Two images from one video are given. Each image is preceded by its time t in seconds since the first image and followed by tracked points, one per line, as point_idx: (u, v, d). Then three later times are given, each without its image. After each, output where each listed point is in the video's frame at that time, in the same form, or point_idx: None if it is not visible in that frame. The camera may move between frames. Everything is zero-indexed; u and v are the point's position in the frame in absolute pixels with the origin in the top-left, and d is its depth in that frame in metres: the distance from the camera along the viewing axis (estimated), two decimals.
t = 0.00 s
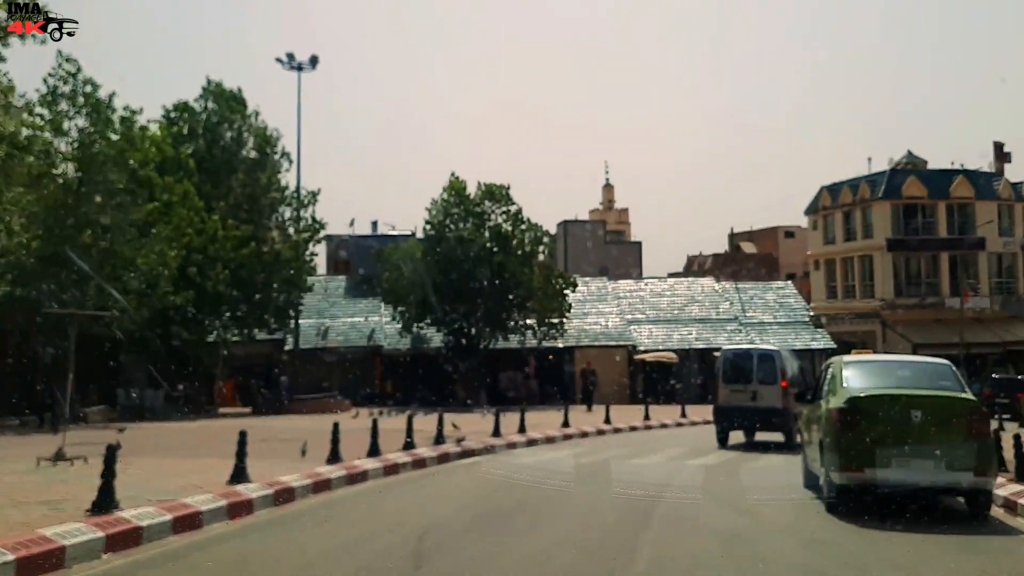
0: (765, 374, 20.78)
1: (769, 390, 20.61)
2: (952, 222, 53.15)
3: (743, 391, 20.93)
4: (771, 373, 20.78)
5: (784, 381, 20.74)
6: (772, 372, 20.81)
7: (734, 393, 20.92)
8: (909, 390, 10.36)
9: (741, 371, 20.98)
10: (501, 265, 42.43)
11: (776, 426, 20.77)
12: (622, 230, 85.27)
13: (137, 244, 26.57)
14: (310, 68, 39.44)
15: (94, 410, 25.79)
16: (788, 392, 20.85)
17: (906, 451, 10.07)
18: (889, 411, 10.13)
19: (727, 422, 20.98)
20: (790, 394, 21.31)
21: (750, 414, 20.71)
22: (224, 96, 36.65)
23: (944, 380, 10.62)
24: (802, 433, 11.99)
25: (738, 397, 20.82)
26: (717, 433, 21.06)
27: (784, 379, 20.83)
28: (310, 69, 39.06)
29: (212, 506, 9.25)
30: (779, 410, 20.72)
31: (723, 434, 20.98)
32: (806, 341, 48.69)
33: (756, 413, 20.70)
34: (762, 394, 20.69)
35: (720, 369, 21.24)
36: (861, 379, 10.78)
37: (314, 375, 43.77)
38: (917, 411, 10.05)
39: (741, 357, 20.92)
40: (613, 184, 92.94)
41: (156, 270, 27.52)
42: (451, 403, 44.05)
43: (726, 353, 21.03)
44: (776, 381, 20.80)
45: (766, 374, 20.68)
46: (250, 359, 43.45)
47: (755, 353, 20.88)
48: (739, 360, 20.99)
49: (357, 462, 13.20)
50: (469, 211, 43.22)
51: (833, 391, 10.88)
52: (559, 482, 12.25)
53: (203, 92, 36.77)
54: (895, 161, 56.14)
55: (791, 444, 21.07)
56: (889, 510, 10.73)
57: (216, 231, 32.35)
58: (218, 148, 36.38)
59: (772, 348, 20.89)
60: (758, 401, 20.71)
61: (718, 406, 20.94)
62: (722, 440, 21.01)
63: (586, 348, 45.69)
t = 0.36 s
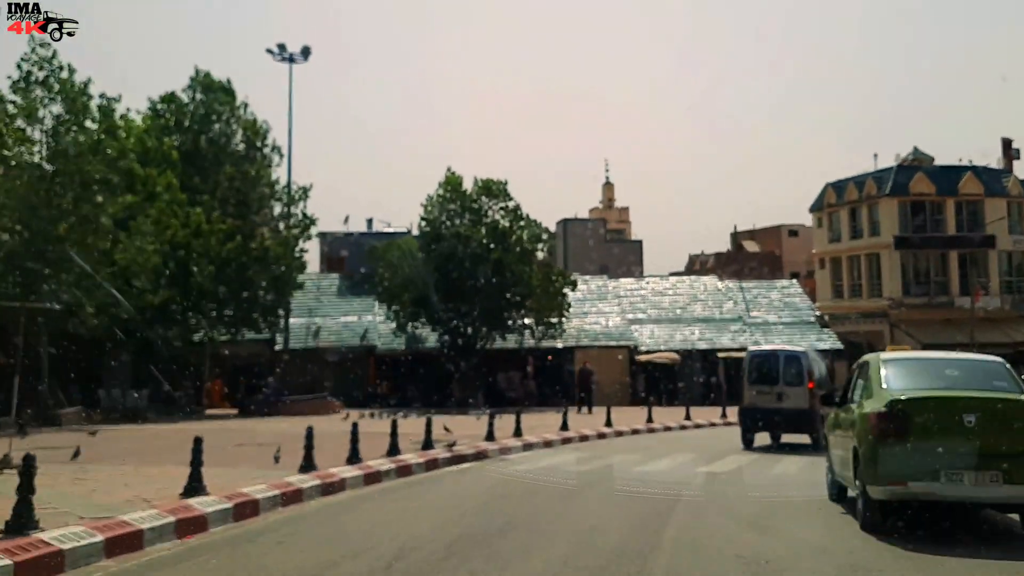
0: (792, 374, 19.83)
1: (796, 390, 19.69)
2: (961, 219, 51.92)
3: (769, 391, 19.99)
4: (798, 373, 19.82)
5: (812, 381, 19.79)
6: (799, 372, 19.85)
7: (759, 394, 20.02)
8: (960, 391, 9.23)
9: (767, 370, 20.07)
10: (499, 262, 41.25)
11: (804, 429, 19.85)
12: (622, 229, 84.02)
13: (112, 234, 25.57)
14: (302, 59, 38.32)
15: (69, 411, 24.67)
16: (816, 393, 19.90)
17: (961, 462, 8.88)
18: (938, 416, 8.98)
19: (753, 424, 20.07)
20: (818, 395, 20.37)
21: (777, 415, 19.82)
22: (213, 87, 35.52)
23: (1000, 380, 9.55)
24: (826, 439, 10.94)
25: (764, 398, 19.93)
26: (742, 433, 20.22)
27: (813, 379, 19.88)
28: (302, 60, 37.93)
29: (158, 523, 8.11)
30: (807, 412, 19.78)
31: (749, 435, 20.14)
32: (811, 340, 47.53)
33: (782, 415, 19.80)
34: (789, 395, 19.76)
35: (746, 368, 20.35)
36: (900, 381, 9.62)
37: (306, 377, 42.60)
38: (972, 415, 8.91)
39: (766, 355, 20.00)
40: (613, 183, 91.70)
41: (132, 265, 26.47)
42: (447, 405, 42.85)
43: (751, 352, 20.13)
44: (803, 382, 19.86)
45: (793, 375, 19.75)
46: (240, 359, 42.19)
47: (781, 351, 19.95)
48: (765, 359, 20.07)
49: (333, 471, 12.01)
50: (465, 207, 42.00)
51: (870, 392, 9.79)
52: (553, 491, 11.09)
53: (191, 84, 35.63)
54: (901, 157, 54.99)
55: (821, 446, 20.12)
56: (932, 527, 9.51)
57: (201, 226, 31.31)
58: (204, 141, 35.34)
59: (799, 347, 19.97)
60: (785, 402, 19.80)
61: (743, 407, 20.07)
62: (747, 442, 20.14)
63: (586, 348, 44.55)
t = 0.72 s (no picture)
0: (816, 372, 19.32)
1: (820, 390, 19.20)
2: (964, 216, 51.24)
3: (794, 390, 19.51)
4: (822, 372, 19.29)
5: (837, 380, 19.23)
6: (824, 371, 19.34)
7: (783, 393, 19.52)
8: None
9: (792, 368, 19.55)
10: (496, 258, 40.35)
11: (830, 429, 19.28)
12: (621, 227, 83.30)
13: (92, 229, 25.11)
14: (296, 51, 37.55)
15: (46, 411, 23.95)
16: (841, 392, 19.33)
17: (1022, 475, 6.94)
18: (995, 416, 7.03)
19: (778, 423, 19.64)
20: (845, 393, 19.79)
21: (801, 414, 19.35)
22: (202, 77, 34.70)
23: None
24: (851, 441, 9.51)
25: (788, 397, 19.47)
26: (767, 432, 19.74)
27: (838, 378, 19.30)
28: (296, 52, 37.14)
29: (83, 545, 7.11)
30: (832, 411, 19.21)
31: (774, 434, 19.69)
32: (811, 339, 47.12)
33: (807, 414, 19.26)
34: (813, 394, 19.27)
35: (770, 367, 19.86)
36: (951, 377, 7.71)
37: (301, 374, 41.97)
38: None
39: (789, 354, 19.52)
40: (612, 180, 90.98)
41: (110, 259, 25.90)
42: (443, 403, 42.08)
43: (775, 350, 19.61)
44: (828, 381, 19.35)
45: (817, 374, 19.25)
46: (231, 356, 41.44)
47: (805, 349, 19.46)
48: (788, 358, 19.57)
49: (305, 478, 11.11)
50: (462, 203, 41.40)
51: (911, 388, 7.92)
52: (542, 501, 10.17)
53: (182, 75, 34.82)
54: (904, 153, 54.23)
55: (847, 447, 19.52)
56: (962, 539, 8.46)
57: (190, 219, 30.28)
58: (195, 133, 34.10)
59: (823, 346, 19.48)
60: (810, 401, 19.26)
61: (767, 406, 19.58)
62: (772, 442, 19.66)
63: (584, 346, 44.03)
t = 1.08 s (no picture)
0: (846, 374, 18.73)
1: (850, 392, 18.62)
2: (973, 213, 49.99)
3: (823, 392, 18.95)
4: (852, 373, 18.74)
5: (868, 383, 18.64)
6: (854, 372, 18.74)
7: (812, 395, 19.01)
8: None
9: (821, 371, 19.02)
10: (491, 253, 39.02)
11: (859, 432, 18.71)
12: (621, 226, 81.97)
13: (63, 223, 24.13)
14: (285, 40, 36.28)
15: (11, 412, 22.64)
16: (873, 394, 18.75)
17: None
18: None
19: (807, 425, 19.12)
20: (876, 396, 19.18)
21: (831, 417, 18.80)
22: (185, 67, 33.65)
23: None
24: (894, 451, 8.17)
25: (817, 399, 18.93)
26: (796, 435, 19.24)
27: (868, 380, 18.74)
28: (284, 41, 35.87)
29: None
30: (863, 413, 18.62)
31: (803, 437, 19.18)
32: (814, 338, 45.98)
33: (836, 417, 18.72)
34: (842, 396, 18.71)
35: (799, 369, 19.34)
36: None
37: (289, 375, 40.72)
38: None
39: (818, 355, 18.97)
40: (612, 179, 89.69)
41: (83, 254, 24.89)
42: (437, 405, 40.74)
43: (804, 352, 19.08)
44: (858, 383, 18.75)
45: (847, 376, 18.67)
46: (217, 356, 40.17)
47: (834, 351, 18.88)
48: (817, 359, 19.02)
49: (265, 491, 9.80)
50: (457, 197, 40.09)
51: (974, 389, 6.63)
52: (532, 517, 8.87)
53: (165, 64, 33.66)
54: (911, 148, 53.00)
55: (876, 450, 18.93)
56: None
57: (169, 211, 29.11)
58: (177, 124, 33.04)
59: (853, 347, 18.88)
60: (839, 404, 18.72)
61: (796, 408, 19.08)
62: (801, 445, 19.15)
63: (582, 346, 42.76)
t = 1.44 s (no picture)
0: (876, 374, 17.82)
1: (880, 393, 17.71)
2: (981, 207, 48.78)
3: (852, 393, 18.07)
4: (883, 373, 17.82)
5: (899, 383, 17.71)
6: (884, 372, 17.81)
7: (841, 395, 18.15)
8: None
9: (850, 370, 18.13)
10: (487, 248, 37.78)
11: (889, 434, 17.82)
12: (620, 224, 80.67)
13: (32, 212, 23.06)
14: (272, 27, 35.02)
15: None
16: (904, 395, 17.84)
17: None
18: None
19: (836, 427, 18.27)
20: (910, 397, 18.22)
21: (860, 419, 17.91)
22: (167, 54, 32.47)
23: None
24: (944, 460, 6.94)
25: (846, 399, 18.06)
26: (824, 436, 18.44)
27: (900, 381, 17.81)
28: (273, 28, 34.60)
29: None
30: (893, 415, 17.69)
31: (832, 438, 18.35)
32: (818, 336, 44.78)
33: (865, 419, 17.83)
34: (872, 398, 17.80)
35: (828, 367, 18.48)
36: None
37: (278, 374, 39.44)
38: None
39: (847, 354, 18.07)
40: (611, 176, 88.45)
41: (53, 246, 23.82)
42: (430, 404, 39.47)
43: (833, 350, 18.21)
44: (889, 383, 17.81)
45: (877, 376, 17.75)
46: (203, 354, 38.93)
47: (864, 350, 17.96)
48: (846, 358, 18.12)
49: (214, 504, 8.57)
50: (452, 191, 38.87)
51: None
52: (518, 537, 7.65)
53: (147, 51, 32.43)
54: (918, 142, 51.79)
55: (908, 453, 18.03)
56: None
57: (149, 204, 27.91)
58: (159, 113, 31.72)
59: (884, 346, 17.94)
60: (869, 405, 17.84)
61: (824, 408, 18.25)
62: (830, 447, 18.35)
63: (579, 344, 41.52)
